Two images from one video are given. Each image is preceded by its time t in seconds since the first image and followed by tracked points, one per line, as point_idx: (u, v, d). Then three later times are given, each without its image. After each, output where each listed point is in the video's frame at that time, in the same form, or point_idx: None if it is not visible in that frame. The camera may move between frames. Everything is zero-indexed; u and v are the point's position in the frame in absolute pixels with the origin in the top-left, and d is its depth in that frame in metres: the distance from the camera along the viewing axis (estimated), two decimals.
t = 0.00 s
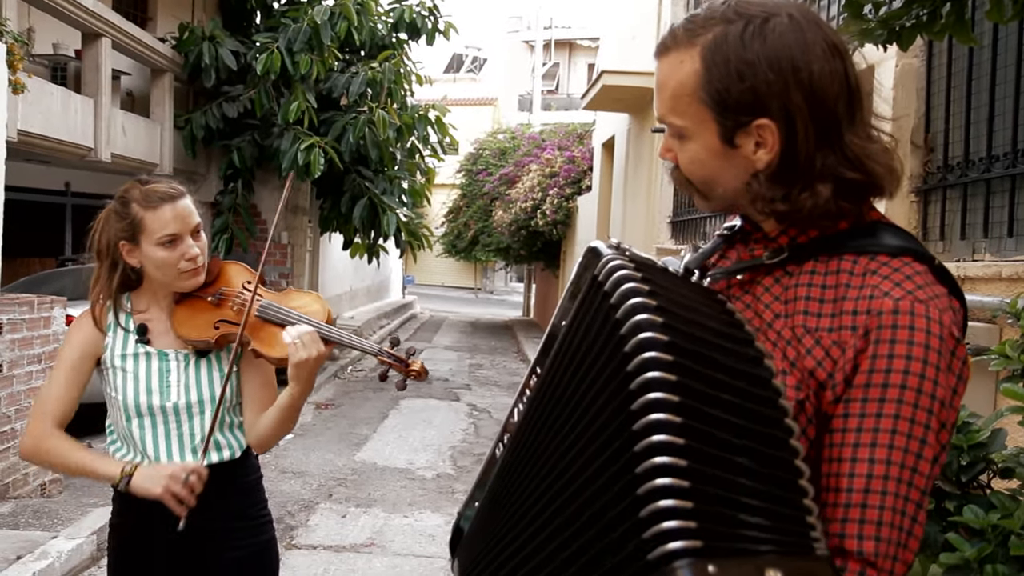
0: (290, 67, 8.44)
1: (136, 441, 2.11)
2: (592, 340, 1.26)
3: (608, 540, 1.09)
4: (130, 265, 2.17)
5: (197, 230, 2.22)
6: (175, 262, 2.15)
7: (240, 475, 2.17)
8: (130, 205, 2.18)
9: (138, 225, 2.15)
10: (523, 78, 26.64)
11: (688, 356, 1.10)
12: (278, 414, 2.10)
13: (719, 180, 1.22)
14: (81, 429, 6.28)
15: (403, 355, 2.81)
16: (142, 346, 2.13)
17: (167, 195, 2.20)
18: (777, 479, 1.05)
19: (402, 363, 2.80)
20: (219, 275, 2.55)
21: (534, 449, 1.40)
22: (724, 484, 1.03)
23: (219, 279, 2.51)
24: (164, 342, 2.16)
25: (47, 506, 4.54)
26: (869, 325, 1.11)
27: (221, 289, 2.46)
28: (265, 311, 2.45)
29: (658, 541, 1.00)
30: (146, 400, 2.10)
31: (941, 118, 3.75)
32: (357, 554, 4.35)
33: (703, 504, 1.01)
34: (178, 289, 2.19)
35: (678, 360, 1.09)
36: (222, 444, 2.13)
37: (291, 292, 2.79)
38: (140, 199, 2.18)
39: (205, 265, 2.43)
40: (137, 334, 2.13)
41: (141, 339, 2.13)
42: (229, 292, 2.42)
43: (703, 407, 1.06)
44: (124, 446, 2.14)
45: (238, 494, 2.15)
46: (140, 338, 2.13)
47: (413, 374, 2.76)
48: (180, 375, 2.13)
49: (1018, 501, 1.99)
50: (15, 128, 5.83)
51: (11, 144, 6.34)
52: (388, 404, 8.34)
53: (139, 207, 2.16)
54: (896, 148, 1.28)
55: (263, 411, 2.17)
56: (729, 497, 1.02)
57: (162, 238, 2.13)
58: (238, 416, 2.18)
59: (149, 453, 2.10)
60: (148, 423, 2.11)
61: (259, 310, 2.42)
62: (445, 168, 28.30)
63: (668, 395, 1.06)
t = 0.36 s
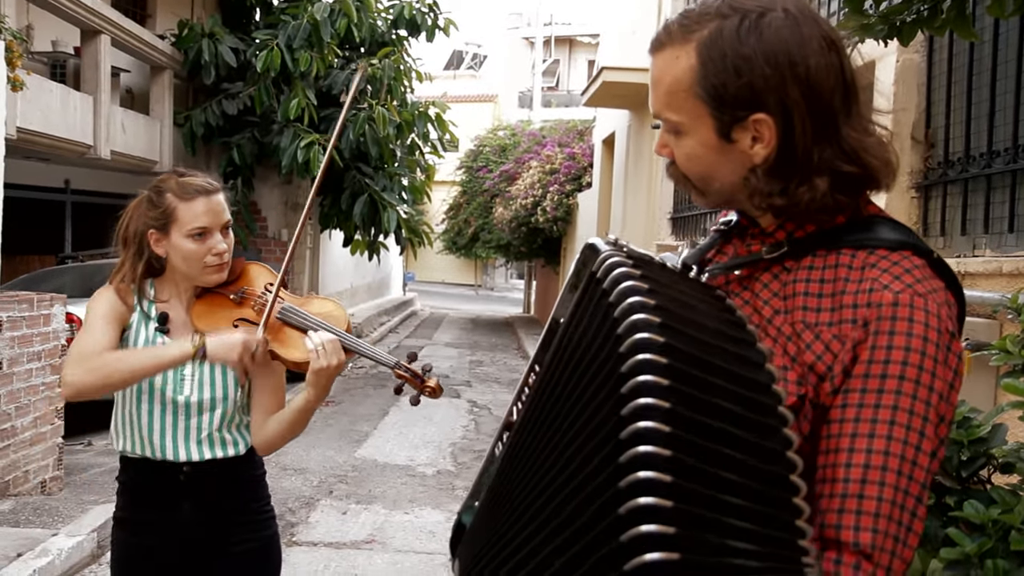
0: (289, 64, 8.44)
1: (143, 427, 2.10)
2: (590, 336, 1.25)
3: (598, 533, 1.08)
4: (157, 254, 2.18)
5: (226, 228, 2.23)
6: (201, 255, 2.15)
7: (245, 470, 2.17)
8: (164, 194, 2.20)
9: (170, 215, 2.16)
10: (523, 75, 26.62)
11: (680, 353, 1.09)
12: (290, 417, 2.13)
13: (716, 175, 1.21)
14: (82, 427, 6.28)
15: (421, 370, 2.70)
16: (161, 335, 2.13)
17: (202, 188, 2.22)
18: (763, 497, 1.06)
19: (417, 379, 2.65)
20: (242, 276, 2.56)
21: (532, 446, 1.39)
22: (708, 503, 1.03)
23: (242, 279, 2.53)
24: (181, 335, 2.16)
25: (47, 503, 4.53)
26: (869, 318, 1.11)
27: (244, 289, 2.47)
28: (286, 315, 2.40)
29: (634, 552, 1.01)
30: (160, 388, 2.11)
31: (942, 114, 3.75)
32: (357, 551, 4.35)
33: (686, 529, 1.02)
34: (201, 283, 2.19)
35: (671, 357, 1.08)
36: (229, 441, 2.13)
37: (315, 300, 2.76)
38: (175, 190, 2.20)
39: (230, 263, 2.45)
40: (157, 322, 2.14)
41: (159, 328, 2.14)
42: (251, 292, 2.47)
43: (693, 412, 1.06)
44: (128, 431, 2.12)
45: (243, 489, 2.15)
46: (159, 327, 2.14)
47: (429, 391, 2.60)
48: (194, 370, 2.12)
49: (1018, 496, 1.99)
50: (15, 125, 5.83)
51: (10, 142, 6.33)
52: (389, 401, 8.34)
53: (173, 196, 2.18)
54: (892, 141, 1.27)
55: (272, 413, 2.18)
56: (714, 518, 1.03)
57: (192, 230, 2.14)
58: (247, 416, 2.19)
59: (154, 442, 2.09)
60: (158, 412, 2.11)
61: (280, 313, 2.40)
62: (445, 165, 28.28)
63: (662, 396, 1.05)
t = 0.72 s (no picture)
0: (289, 61, 8.43)
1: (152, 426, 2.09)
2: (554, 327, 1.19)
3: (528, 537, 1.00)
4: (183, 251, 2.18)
5: (255, 233, 2.22)
6: (228, 259, 2.16)
7: (253, 469, 2.16)
8: (197, 193, 2.19)
9: (200, 216, 2.14)
10: (523, 72, 26.63)
11: (626, 320, 1.03)
12: (301, 429, 2.09)
13: (711, 169, 1.21)
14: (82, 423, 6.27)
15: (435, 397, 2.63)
16: (174, 334, 2.14)
17: (235, 192, 2.20)
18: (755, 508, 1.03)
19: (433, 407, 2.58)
20: (263, 282, 2.58)
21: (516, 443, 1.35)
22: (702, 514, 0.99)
23: (263, 285, 2.56)
24: (198, 333, 2.16)
25: (46, 500, 4.53)
26: (870, 308, 1.11)
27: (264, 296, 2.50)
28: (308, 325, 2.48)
29: (567, 535, 0.94)
30: (172, 389, 2.10)
31: (943, 112, 3.74)
32: (357, 548, 4.35)
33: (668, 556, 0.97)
34: (223, 285, 2.20)
35: (620, 322, 1.02)
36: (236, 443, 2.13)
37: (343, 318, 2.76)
38: (208, 190, 2.19)
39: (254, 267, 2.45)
40: (173, 322, 2.15)
41: (174, 327, 2.15)
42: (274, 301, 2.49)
43: (637, 389, 0.98)
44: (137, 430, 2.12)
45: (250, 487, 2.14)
46: (173, 326, 2.15)
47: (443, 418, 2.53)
48: (208, 370, 2.14)
49: (1020, 495, 1.98)
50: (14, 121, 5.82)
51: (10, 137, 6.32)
52: (389, 398, 8.34)
53: (208, 197, 2.17)
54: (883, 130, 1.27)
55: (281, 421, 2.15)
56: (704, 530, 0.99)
57: (221, 234, 2.13)
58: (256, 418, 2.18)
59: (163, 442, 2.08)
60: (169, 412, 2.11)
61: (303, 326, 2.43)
62: (445, 162, 28.28)
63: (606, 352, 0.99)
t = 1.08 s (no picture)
0: (293, 58, 8.44)
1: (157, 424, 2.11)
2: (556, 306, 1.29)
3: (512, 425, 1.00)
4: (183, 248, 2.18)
5: (255, 228, 2.21)
6: (227, 255, 2.15)
7: (258, 468, 2.14)
8: (195, 190, 2.19)
9: (198, 212, 2.15)
10: (527, 71, 26.65)
11: (606, 265, 1.19)
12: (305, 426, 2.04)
13: (705, 153, 1.19)
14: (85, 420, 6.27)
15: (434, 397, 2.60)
16: (177, 332, 2.14)
17: (233, 188, 2.20)
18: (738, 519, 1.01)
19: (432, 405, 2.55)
20: (267, 278, 2.57)
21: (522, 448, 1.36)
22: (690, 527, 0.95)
23: (266, 280, 2.55)
24: (199, 330, 2.15)
25: (48, 496, 4.53)
26: (871, 271, 1.08)
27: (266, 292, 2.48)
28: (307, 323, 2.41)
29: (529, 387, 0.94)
30: (174, 387, 2.10)
31: (948, 111, 3.73)
32: (358, 547, 4.34)
33: None
34: (224, 281, 2.19)
35: (603, 266, 1.18)
36: (240, 441, 2.11)
37: (344, 312, 2.72)
38: (206, 187, 2.19)
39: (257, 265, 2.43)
40: (174, 321, 2.15)
41: (176, 326, 2.14)
42: (274, 296, 2.46)
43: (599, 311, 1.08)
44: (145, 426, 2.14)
45: (255, 485, 2.12)
46: (175, 324, 2.14)
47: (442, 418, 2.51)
48: (209, 367, 2.13)
49: None
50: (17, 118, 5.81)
51: (15, 134, 6.32)
52: (392, 396, 8.34)
53: (205, 193, 2.17)
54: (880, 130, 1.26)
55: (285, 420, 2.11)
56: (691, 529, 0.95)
57: (219, 230, 2.13)
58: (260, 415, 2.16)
59: (167, 439, 2.10)
60: (173, 411, 2.10)
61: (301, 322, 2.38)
62: (449, 160, 28.29)
63: (590, 275, 1.14)
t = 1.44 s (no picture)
0: (305, 58, 8.44)
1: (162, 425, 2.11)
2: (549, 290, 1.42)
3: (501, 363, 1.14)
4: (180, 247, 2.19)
5: (253, 222, 2.21)
6: (224, 251, 2.14)
7: (266, 468, 2.13)
8: (189, 187, 2.19)
9: (195, 208, 2.16)
10: (539, 71, 26.60)
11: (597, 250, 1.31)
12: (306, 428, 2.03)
13: (723, 102, 1.25)
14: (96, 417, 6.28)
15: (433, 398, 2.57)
16: (179, 334, 2.14)
17: (228, 182, 2.19)
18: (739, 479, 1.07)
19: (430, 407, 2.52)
20: (267, 273, 2.50)
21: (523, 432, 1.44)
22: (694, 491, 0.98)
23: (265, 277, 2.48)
24: (201, 331, 2.15)
25: (59, 493, 4.54)
26: (863, 244, 1.12)
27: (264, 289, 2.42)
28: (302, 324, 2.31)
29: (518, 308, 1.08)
30: (177, 388, 2.11)
31: (962, 112, 3.70)
32: (366, 546, 4.33)
33: None
34: (223, 278, 2.19)
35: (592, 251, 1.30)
36: (246, 440, 2.10)
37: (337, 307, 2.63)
38: (200, 182, 2.18)
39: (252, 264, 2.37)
40: (175, 321, 2.15)
41: (177, 327, 2.15)
42: (272, 294, 2.39)
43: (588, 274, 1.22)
44: (151, 429, 2.14)
45: (263, 488, 2.11)
46: (176, 325, 2.15)
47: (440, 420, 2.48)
48: (212, 368, 2.13)
49: None
50: (31, 116, 5.90)
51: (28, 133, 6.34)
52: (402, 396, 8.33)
53: (201, 189, 2.17)
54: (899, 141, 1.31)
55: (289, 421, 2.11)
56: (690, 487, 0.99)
57: (216, 225, 2.13)
58: (264, 414, 2.15)
59: (172, 440, 2.10)
60: (178, 412, 2.11)
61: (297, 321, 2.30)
62: (460, 161, 28.28)
63: (575, 257, 1.26)
